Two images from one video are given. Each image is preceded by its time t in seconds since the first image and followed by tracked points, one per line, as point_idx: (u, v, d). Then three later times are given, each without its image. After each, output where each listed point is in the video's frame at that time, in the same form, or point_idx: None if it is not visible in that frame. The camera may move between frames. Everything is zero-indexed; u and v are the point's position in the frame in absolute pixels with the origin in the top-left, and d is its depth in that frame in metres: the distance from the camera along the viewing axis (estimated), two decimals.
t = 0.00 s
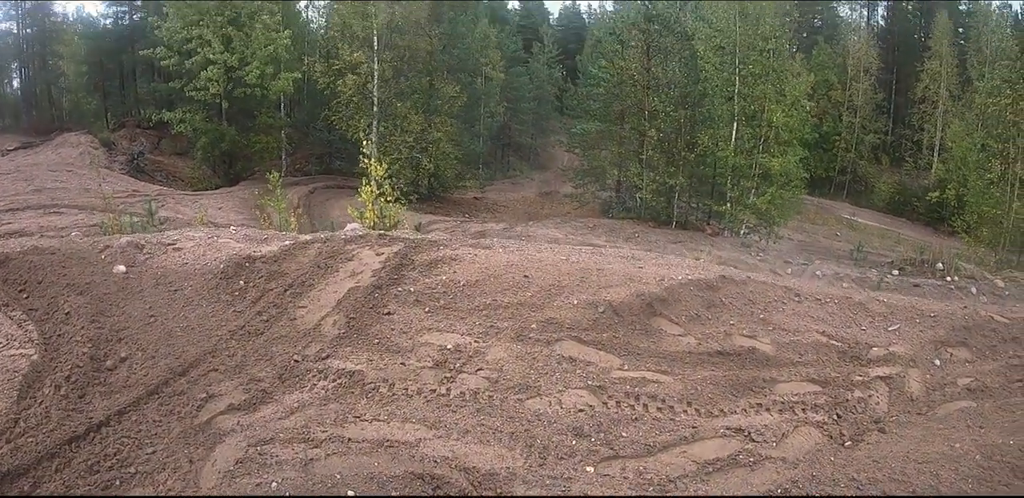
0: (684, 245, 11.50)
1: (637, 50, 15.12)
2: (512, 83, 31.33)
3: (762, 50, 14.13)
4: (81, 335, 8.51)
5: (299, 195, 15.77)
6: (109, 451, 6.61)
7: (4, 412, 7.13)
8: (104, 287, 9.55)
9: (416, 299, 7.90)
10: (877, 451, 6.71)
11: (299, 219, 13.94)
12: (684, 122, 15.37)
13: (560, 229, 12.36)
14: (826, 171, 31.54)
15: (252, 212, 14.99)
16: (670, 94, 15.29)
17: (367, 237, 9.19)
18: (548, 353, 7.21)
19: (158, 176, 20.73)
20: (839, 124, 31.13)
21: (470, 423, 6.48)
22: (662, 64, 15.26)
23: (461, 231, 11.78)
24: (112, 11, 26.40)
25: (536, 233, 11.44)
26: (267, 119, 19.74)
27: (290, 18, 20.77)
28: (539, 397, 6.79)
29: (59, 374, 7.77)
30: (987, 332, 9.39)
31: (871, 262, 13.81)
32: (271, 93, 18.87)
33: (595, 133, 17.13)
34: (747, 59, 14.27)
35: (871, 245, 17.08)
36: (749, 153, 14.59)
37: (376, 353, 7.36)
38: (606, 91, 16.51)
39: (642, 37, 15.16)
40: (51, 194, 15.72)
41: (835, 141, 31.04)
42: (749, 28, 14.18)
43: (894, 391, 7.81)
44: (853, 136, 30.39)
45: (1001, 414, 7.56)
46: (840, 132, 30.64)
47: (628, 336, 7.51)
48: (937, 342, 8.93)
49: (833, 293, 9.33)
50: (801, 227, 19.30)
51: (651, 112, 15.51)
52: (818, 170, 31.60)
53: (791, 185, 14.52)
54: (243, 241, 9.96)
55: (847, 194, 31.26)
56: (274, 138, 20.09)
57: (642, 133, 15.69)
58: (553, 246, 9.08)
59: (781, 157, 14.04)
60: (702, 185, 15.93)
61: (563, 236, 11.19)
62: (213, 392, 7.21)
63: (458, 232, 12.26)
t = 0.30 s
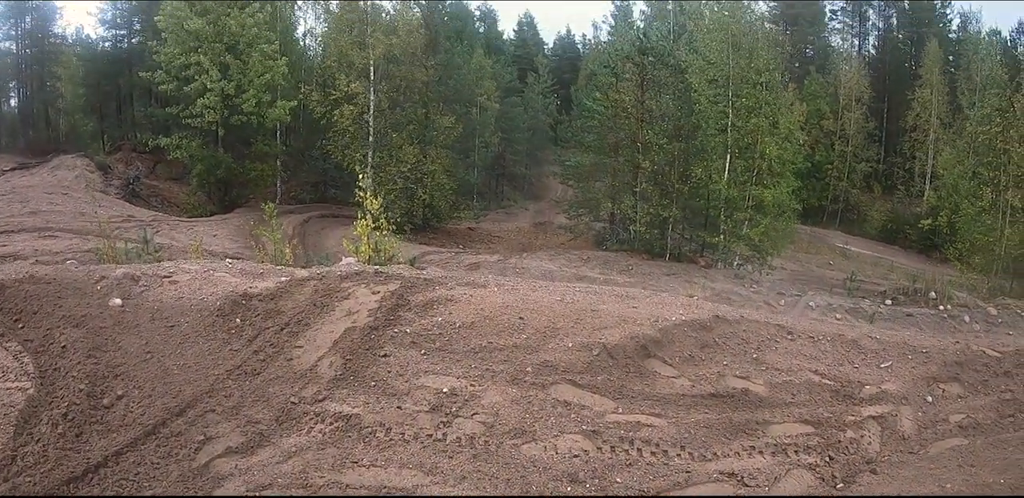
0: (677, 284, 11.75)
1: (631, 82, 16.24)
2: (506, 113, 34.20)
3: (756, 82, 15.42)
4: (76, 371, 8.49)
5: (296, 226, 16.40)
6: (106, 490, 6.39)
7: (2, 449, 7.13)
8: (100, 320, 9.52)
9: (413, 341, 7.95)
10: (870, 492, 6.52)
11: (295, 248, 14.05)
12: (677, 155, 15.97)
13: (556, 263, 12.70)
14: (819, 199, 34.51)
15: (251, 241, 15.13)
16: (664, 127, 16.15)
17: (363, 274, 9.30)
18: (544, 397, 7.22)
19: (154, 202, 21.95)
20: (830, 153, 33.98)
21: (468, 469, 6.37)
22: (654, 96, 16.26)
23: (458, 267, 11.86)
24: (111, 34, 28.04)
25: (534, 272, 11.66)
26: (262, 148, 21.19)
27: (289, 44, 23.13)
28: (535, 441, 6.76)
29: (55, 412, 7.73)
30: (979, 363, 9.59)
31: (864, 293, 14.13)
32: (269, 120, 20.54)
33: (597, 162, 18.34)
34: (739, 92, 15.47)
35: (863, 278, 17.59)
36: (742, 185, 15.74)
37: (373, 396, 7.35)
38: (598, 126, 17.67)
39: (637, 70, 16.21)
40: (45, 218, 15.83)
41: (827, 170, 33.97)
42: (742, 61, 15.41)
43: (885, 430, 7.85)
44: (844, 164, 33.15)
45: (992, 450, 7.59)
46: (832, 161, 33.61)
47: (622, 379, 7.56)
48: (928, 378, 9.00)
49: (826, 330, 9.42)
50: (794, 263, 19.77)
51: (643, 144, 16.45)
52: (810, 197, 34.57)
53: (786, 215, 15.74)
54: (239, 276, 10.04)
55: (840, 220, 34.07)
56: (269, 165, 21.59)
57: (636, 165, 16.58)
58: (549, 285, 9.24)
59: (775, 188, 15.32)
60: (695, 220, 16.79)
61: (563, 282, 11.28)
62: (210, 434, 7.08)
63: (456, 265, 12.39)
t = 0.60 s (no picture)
0: (674, 318, 12.04)
1: (631, 116, 19.69)
2: (506, 144, 41.94)
3: (753, 114, 19.25)
4: (75, 404, 8.51)
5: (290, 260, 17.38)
6: None
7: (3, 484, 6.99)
8: (99, 353, 9.68)
9: (412, 383, 7.92)
10: None
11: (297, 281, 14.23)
12: (676, 187, 19.19)
13: (555, 296, 13.07)
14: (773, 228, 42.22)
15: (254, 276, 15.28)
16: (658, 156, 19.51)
17: (364, 315, 9.56)
18: (542, 440, 6.99)
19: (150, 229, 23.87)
20: (827, 185, 44.51)
21: None
22: (655, 130, 19.63)
23: (462, 301, 11.94)
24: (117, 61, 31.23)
25: (535, 310, 11.91)
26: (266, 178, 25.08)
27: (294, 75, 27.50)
28: (532, 487, 6.18)
29: (57, 449, 7.68)
30: (977, 397, 9.73)
31: (863, 325, 14.31)
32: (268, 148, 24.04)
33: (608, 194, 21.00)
34: (736, 125, 19.24)
35: (863, 309, 17.90)
36: (738, 220, 19.19)
37: (373, 439, 7.07)
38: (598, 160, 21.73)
39: (636, 102, 19.76)
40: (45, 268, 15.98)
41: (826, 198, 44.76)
42: (738, 99, 19.28)
43: (881, 470, 7.37)
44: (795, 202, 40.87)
45: (993, 488, 7.05)
46: (829, 191, 44.50)
47: (620, 421, 7.44)
48: (925, 417, 8.92)
49: (823, 371, 9.51)
50: (789, 307, 20.15)
51: (643, 176, 19.75)
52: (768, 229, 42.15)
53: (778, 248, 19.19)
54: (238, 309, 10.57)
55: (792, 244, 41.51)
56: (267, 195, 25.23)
57: (636, 197, 19.85)
58: (553, 324, 9.39)
59: (770, 223, 18.94)
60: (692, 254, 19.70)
61: (564, 316, 11.55)
62: (211, 475, 6.49)
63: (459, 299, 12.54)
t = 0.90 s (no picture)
0: (674, 352, 12.04)
1: (631, 147, 19.11)
2: (506, 173, 40.05)
3: (753, 146, 18.90)
4: (75, 435, 8.46)
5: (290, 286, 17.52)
6: None
7: None
8: (98, 383, 9.65)
9: (411, 423, 7.91)
10: None
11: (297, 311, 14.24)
12: (676, 220, 18.51)
13: (554, 328, 13.09)
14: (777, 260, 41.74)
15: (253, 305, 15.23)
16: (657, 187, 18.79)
17: (363, 351, 9.59)
18: (542, 481, 6.90)
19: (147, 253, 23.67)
20: (826, 213, 44.09)
21: None
22: (655, 162, 18.92)
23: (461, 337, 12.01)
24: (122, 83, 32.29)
25: (534, 343, 11.92)
26: (266, 202, 25.13)
27: (294, 99, 27.57)
28: None
29: (55, 480, 7.56)
30: (977, 430, 9.77)
31: (863, 356, 14.29)
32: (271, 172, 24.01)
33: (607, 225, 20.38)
34: (736, 158, 18.83)
35: (863, 339, 17.86)
36: (738, 252, 18.44)
37: (373, 478, 6.91)
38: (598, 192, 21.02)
39: (637, 134, 19.07)
40: (44, 290, 16.00)
41: (825, 227, 43.95)
42: (739, 130, 18.98)
43: None
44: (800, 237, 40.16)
45: None
46: (829, 218, 43.73)
47: (619, 462, 7.40)
48: (925, 453, 8.91)
49: (822, 408, 9.52)
50: (790, 339, 20.02)
51: (643, 209, 19.10)
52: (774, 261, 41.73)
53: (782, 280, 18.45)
54: (238, 342, 10.58)
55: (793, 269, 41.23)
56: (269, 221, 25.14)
57: (635, 229, 19.24)
58: (551, 362, 9.49)
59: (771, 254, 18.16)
60: (693, 284, 19.01)
61: (562, 348, 11.58)
62: None
63: (456, 331, 12.61)
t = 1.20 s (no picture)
0: (674, 378, 12.02)
1: (632, 175, 19.16)
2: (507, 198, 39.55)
3: (753, 173, 19.20)
4: (73, 460, 8.43)
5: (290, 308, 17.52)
6: None
7: None
8: (97, 406, 9.61)
9: (411, 453, 7.87)
10: None
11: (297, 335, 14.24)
12: (676, 245, 18.33)
13: (554, 354, 13.08)
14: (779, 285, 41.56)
15: (253, 327, 15.21)
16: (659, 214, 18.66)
17: (363, 378, 9.54)
18: None
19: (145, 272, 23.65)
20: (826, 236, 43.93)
21: None
22: (655, 189, 18.96)
23: (461, 364, 12.01)
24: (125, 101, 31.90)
25: (534, 370, 11.90)
26: (266, 223, 25.18)
27: (296, 121, 27.77)
28: None
29: None
30: (980, 458, 9.74)
31: (864, 381, 14.28)
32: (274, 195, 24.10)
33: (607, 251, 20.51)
34: (735, 185, 19.06)
35: (863, 363, 17.83)
36: (738, 279, 18.50)
37: None
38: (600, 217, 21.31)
39: (637, 160, 19.19)
40: (43, 307, 15.97)
41: (825, 251, 43.79)
42: (739, 157, 19.20)
43: None
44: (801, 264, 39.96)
45: None
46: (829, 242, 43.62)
47: (619, 493, 7.34)
48: (926, 482, 8.87)
49: (823, 437, 9.50)
50: (790, 363, 19.95)
51: (643, 234, 19.25)
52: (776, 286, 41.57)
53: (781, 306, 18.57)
54: (237, 367, 10.56)
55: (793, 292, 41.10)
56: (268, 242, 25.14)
57: (635, 255, 19.31)
58: (551, 392, 9.49)
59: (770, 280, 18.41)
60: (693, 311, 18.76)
61: (562, 376, 11.57)
62: None
63: (456, 358, 12.59)
